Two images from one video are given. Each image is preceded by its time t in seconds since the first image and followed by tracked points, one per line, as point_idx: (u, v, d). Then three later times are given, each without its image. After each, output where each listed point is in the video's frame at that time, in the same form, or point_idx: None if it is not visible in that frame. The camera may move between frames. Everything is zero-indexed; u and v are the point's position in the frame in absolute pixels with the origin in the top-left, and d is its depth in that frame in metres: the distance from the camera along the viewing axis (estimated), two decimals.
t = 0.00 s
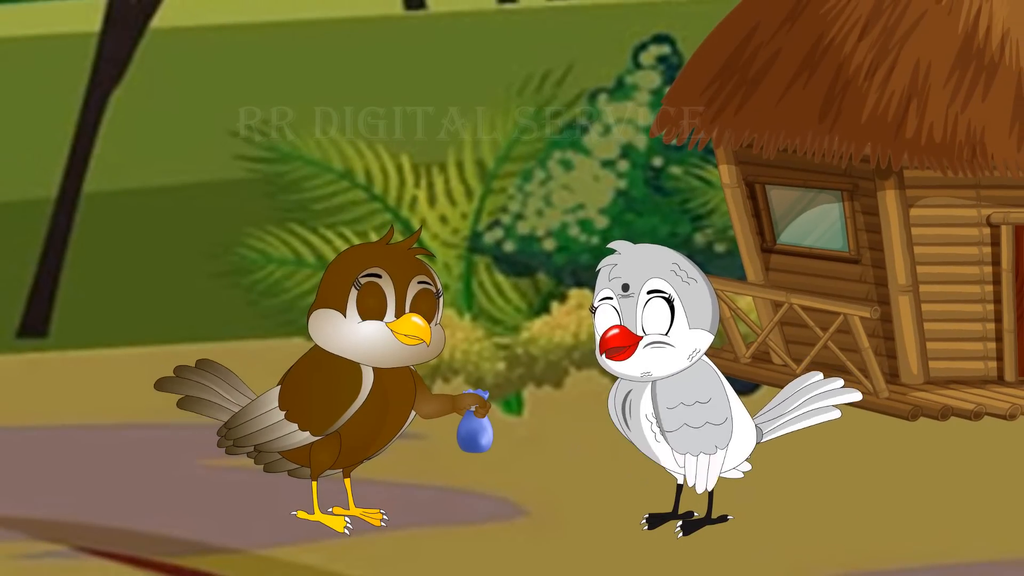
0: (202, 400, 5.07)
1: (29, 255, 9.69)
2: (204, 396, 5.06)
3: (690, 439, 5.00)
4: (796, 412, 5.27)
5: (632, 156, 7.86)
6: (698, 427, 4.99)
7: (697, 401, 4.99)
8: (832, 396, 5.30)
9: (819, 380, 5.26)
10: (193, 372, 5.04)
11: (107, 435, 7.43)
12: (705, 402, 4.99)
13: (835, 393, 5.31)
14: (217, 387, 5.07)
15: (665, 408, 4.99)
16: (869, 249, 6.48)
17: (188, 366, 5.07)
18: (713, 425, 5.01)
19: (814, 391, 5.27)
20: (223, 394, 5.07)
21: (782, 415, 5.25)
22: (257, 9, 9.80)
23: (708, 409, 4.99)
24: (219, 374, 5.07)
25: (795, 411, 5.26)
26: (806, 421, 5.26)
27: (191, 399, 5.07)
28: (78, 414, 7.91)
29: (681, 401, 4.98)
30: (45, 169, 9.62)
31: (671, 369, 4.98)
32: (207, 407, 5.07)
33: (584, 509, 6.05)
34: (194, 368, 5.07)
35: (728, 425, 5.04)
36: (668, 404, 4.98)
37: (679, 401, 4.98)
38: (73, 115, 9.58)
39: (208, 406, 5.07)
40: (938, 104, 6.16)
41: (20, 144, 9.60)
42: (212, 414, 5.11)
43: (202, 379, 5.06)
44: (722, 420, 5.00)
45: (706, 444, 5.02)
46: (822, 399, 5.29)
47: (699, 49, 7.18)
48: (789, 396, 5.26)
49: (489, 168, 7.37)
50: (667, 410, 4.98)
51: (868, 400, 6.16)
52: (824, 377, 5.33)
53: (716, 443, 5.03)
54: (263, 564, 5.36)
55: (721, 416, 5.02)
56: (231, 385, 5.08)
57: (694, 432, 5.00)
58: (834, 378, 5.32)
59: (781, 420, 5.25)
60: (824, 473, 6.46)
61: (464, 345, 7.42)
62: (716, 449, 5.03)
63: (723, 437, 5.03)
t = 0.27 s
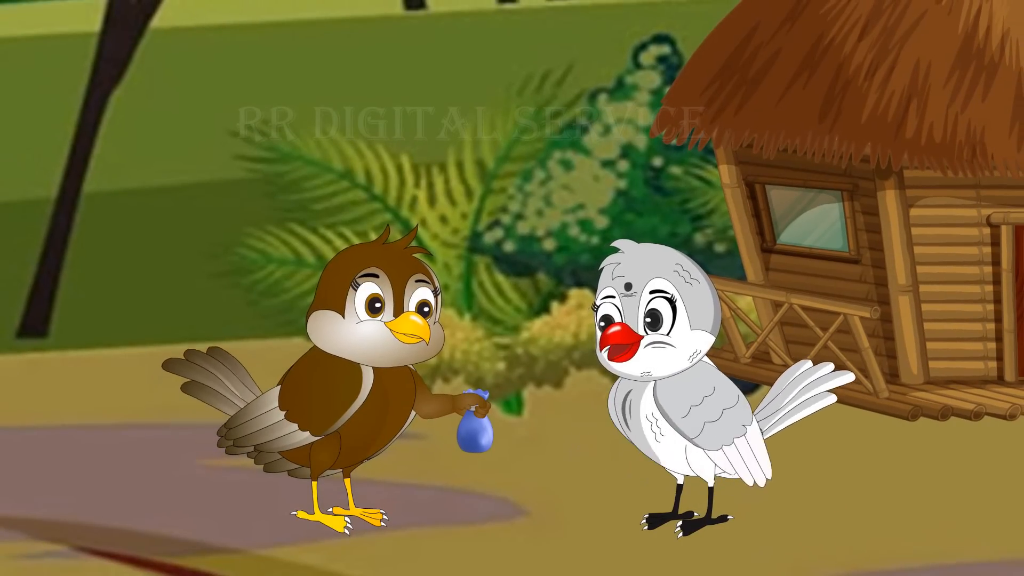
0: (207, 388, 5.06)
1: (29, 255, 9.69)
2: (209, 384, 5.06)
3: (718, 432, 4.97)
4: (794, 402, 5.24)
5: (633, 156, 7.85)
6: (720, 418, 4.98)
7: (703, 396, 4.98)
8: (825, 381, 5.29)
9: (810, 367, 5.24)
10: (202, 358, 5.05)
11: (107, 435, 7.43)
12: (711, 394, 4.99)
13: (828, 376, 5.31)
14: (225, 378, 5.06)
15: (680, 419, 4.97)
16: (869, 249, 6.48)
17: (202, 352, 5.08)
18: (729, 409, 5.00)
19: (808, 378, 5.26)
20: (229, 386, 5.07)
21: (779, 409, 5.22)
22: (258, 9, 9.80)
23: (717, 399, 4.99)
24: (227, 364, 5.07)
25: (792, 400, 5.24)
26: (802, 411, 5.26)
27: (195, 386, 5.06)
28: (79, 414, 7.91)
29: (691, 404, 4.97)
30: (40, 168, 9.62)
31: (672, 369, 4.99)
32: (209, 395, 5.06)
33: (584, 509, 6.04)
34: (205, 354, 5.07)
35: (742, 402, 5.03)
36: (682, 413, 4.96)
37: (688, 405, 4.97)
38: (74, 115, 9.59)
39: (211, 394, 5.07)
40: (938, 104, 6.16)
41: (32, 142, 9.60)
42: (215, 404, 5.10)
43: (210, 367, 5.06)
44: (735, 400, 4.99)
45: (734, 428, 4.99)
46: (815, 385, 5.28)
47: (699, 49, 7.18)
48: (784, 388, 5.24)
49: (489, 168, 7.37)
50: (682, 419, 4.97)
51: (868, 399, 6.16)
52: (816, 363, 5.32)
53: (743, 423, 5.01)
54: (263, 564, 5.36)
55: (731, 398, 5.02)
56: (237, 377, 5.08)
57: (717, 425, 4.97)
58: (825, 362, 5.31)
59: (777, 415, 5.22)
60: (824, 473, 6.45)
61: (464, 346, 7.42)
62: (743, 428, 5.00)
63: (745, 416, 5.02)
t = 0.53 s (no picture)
0: (214, 402, 5.08)
1: (38, 256, 9.72)
2: (213, 397, 5.08)
3: (731, 430, 4.99)
4: (805, 415, 5.28)
5: (641, 157, 7.85)
6: (732, 415, 4.99)
7: (715, 395, 5.00)
8: (843, 396, 5.28)
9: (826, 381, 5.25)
10: (202, 372, 5.06)
11: (116, 437, 7.45)
12: (721, 391, 5.02)
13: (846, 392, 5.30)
14: (232, 390, 5.08)
15: (692, 419, 4.98)
16: (878, 251, 6.48)
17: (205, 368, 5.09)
18: (741, 405, 5.01)
19: (825, 391, 5.27)
20: (238, 399, 5.08)
21: (792, 416, 5.28)
22: (268, 10, 9.86)
23: (728, 395, 5.01)
24: (228, 374, 5.08)
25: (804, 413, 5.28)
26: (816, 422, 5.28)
27: (202, 402, 5.08)
28: (88, 415, 7.94)
29: (702, 403, 4.98)
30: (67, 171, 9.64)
31: (682, 371, 4.99)
32: (218, 409, 5.08)
33: (593, 510, 6.05)
34: (207, 368, 5.08)
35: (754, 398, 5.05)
36: (694, 412, 4.97)
37: (700, 405, 4.98)
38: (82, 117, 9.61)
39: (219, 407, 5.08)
40: (948, 104, 6.16)
41: (40, 144, 9.62)
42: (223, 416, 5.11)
43: (215, 381, 5.07)
44: (746, 395, 5.01)
45: (747, 424, 5.00)
46: (832, 399, 5.29)
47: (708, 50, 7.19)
48: (799, 397, 5.28)
49: (499, 169, 7.48)
50: (695, 419, 4.98)
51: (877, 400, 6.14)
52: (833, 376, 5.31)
53: (755, 418, 5.02)
54: (272, 565, 5.37)
55: (742, 394, 5.03)
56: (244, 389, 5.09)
57: (730, 422, 4.99)
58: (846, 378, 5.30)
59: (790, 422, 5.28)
60: (833, 475, 6.45)
61: (473, 347, 7.44)
62: (758, 423, 5.02)
63: (757, 410, 5.03)
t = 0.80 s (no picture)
0: (220, 428, 5.08)
1: (48, 258, 9.75)
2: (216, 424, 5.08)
3: (744, 429, 5.00)
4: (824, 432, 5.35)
5: (652, 159, 7.81)
6: (745, 415, 5.00)
7: (727, 395, 5.01)
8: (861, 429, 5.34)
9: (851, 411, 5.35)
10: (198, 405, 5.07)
11: (127, 438, 7.48)
12: (733, 391, 5.02)
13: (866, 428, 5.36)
14: (232, 412, 5.08)
15: (705, 420, 4.99)
16: (889, 252, 6.47)
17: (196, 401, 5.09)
18: (753, 405, 5.02)
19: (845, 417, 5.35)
20: (241, 418, 5.08)
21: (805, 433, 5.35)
22: (281, 11, 9.86)
23: (740, 396, 5.02)
24: (225, 398, 5.08)
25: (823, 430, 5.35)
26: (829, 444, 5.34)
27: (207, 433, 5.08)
28: (99, 416, 7.98)
29: (715, 405, 4.99)
30: (71, 171, 9.69)
31: (692, 373, 5.00)
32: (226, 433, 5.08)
33: (603, 512, 6.05)
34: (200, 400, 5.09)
35: (766, 396, 5.05)
36: (707, 415, 4.99)
37: (712, 406, 4.99)
38: (93, 118, 9.64)
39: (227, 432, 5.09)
40: (958, 105, 6.15)
41: (39, 145, 9.65)
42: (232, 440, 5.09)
43: (212, 409, 5.08)
44: (758, 393, 5.02)
45: (760, 423, 5.01)
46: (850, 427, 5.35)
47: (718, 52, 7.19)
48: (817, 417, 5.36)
49: (509, 170, 7.64)
50: (708, 420, 4.99)
51: (887, 402, 6.11)
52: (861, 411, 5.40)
53: (768, 416, 5.02)
54: (282, 566, 5.39)
55: (754, 394, 5.04)
56: (243, 406, 5.09)
57: (743, 423, 5.00)
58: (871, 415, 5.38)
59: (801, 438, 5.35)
60: (843, 476, 6.44)
61: (484, 348, 7.42)
62: (771, 422, 5.02)
63: (770, 407, 5.03)
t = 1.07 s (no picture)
0: (230, 427, 5.11)
1: (60, 259, 9.78)
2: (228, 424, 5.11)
3: (744, 437, 5.01)
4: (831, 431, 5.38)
5: (662, 160, 7.91)
6: (748, 423, 5.00)
7: (734, 400, 5.01)
8: (870, 429, 5.38)
9: (861, 411, 5.38)
10: (212, 404, 5.11)
11: (138, 439, 7.50)
12: (740, 398, 5.02)
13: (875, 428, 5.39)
14: (245, 412, 5.12)
15: (709, 422, 4.99)
16: (899, 253, 6.46)
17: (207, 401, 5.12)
18: (758, 414, 5.02)
19: (856, 418, 5.39)
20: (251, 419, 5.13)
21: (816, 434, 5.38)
22: (293, 13, 9.93)
23: (746, 403, 5.02)
24: (239, 398, 5.13)
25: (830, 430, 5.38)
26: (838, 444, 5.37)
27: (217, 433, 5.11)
28: (110, 417, 8.00)
29: (719, 409, 4.99)
30: (68, 171, 9.72)
31: (703, 375, 4.99)
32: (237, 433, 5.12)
33: (613, 513, 6.05)
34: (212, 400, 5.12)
35: (773, 408, 5.05)
36: (710, 416, 4.99)
37: (718, 410, 4.99)
38: (104, 119, 9.68)
39: (237, 432, 5.12)
40: (969, 106, 6.15)
41: (38, 143, 9.67)
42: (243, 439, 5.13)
43: (223, 408, 5.11)
44: (764, 405, 5.01)
45: (762, 434, 5.01)
46: (859, 427, 5.39)
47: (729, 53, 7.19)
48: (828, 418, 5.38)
49: (520, 172, 7.49)
50: (712, 422, 4.99)
51: (897, 403, 6.13)
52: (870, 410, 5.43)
53: (771, 428, 5.03)
54: (293, 567, 5.40)
55: (762, 404, 5.03)
56: (254, 406, 5.13)
57: (745, 430, 5.00)
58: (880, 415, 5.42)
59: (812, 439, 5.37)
60: (854, 477, 6.44)
61: (494, 350, 7.46)
62: (773, 434, 5.03)
63: (773, 421, 5.03)
